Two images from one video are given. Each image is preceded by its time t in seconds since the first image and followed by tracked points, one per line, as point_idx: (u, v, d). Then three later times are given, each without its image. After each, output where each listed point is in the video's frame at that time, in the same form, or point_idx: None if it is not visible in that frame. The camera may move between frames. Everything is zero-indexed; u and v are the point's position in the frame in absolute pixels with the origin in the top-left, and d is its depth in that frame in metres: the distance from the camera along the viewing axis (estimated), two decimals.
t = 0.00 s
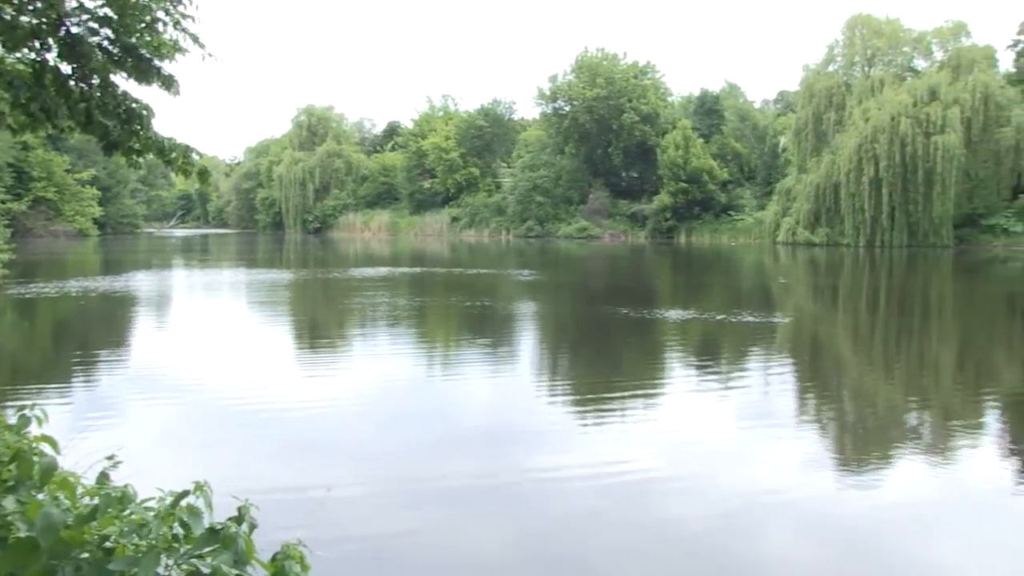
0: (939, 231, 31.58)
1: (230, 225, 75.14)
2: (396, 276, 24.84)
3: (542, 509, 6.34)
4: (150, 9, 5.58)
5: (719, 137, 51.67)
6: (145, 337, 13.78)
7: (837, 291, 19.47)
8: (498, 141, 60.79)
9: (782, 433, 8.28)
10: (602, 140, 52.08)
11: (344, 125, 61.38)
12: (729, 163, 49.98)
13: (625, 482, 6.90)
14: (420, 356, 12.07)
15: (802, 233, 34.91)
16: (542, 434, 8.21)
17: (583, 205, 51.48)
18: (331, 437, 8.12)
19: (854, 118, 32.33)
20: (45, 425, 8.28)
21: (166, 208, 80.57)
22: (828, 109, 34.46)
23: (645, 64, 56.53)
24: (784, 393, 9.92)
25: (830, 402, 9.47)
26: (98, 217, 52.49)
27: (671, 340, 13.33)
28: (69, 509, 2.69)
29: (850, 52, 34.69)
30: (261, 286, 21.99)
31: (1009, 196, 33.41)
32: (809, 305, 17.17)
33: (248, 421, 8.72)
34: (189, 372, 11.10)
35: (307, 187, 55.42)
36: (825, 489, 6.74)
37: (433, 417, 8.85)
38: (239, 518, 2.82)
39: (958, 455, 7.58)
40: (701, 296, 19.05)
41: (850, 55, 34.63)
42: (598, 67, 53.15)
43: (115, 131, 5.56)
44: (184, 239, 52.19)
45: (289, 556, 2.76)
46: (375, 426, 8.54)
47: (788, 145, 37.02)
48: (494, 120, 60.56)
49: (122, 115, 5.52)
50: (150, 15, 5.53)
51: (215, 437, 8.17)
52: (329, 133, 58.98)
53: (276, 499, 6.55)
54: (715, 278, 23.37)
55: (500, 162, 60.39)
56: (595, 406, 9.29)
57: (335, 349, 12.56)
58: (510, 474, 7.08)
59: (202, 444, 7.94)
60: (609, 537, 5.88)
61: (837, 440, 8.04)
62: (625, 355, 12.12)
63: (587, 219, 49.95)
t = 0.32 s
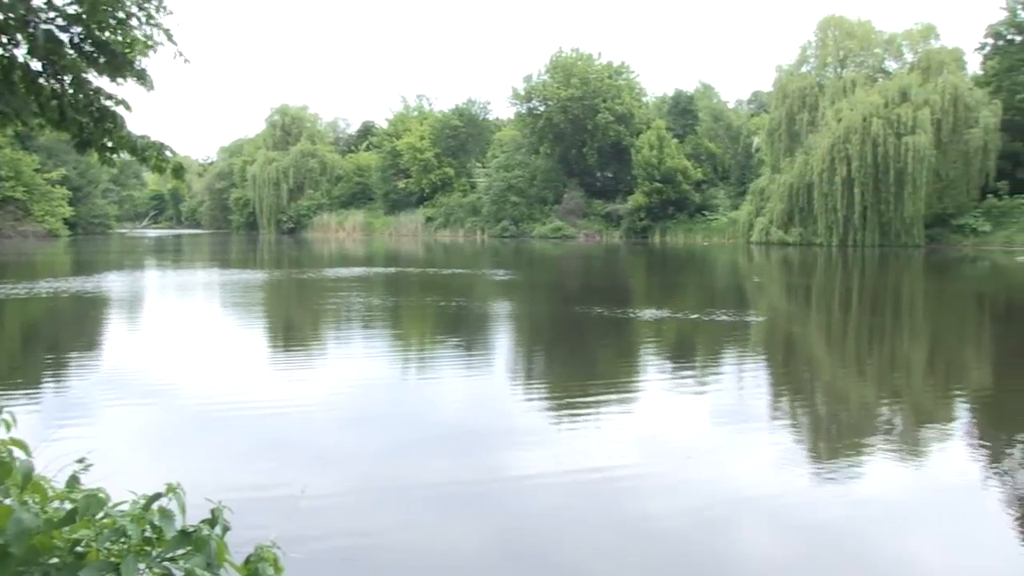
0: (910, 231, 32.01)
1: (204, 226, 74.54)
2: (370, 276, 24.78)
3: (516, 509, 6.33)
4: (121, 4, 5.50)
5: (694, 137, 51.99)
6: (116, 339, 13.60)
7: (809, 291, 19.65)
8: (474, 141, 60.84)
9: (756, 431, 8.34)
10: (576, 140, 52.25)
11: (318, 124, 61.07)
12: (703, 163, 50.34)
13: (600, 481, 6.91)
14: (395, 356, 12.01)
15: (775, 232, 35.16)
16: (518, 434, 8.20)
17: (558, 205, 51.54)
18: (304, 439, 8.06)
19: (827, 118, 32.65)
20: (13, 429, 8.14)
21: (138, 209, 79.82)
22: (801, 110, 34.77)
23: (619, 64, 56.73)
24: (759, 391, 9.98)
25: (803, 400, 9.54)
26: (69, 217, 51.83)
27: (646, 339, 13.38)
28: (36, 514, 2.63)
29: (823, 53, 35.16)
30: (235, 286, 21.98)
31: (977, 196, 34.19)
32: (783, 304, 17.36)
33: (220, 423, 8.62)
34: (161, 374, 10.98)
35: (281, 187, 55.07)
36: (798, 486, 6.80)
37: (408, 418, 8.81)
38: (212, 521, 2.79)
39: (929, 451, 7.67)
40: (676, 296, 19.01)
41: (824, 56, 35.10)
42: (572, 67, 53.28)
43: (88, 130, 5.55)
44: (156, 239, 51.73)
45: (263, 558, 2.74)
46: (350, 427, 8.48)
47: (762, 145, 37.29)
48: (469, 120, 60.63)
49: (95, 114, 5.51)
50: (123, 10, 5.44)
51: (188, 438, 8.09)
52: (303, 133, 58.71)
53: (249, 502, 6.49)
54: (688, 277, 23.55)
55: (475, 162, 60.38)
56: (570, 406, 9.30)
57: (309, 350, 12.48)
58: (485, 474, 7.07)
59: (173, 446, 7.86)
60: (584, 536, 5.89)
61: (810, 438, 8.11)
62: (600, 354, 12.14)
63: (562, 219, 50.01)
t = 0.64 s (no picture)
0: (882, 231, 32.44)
1: (175, 226, 73.83)
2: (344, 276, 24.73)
3: (492, 509, 6.32)
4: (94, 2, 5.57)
5: (668, 137, 52.32)
6: (87, 341, 13.43)
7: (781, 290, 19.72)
8: (447, 141, 61.01)
9: (730, 430, 8.39)
10: (550, 140, 52.40)
11: (292, 124, 60.71)
12: (677, 163, 50.72)
13: (575, 480, 6.92)
14: (369, 357, 11.95)
15: (748, 232, 35.41)
16: (493, 434, 8.18)
17: (532, 205, 51.53)
18: (277, 441, 7.99)
19: (800, 118, 32.95)
20: None
21: (108, 209, 78.86)
22: (774, 110, 35.07)
23: (593, 65, 56.96)
24: (733, 390, 10.05)
25: (777, 398, 9.62)
26: (38, 218, 51.03)
27: (620, 339, 13.42)
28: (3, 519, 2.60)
29: (795, 53, 35.58)
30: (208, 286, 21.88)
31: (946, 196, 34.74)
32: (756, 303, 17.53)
33: (194, 426, 8.53)
34: (133, 376, 10.84)
35: (254, 187, 54.59)
36: (772, 484, 6.85)
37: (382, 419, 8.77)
38: (182, 524, 2.76)
39: (899, 448, 7.76)
40: (650, 296, 19.02)
41: (796, 56, 35.53)
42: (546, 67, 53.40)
43: (59, 125, 5.65)
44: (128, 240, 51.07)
45: (235, 561, 2.71)
46: (325, 428, 8.42)
47: (735, 145, 37.56)
48: (443, 120, 60.74)
49: (65, 110, 5.60)
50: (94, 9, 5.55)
51: (160, 441, 8.01)
52: (277, 133, 58.36)
53: (223, 504, 6.43)
54: (661, 276, 23.66)
55: (449, 162, 60.36)
56: (545, 406, 9.31)
57: (283, 351, 12.39)
58: (461, 475, 7.05)
59: (145, 449, 7.77)
60: (560, 535, 5.90)
61: (784, 436, 8.17)
62: (574, 354, 12.16)
63: (536, 219, 50.03)
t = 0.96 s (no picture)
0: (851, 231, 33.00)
1: (143, 227, 72.94)
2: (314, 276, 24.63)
3: (463, 510, 6.31)
4: None
5: (639, 137, 52.63)
6: (53, 343, 13.23)
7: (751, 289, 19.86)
8: (418, 141, 61.07)
9: (700, 428, 8.44)
10: (521, 140, 52.47)
11: (261, 123, 60.20)
12: (647, 163, 51.06)
13: (547, 480, 6.93)
14: (341, 358, 11.86)
15: (718, 232, 35.62)
16: (464, 435, 8.17)
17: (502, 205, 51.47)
18: (246, 444, 7.91)
19: (769, 119, 33.24)
20: None
21: (74, 209, 77.65)
22: (743, 111, 35.35)
23: (564, 65, 57.13)
24: (703, 389, 10.11)
25: (747, 397, 9.69)
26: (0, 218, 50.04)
27: (591, 338, 13.47)
28: None
29: (764, 54, 35.90)
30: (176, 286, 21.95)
31: (913, 196, 35.19)
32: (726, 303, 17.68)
33: (160, 428, 8.44)
34: (99, 379, 10.68)
35: (223, 187, 53.97)
36: (741, 482, 6.89)
37: (354, 420, 8.71)
38: (151, 528, 2.75)
39: (868, 446, 7.84)
40: (621, 296, 19.01)
41: (765, 57, 35.85)
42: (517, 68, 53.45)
43: (23, 123, 5.59)
44: (94, 240, 50.27)
45: (202, 565, 2.70)
46: (295, 430, 8.35)
47: (705, 146, 37.79)
48: (414, 120, 60.77)
49: (30, 108, 5.55)
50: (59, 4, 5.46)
51: (128, 444, 7.90)
52: (246, 132, 57.88)
53: (191, 507, 6.36)
54: (631, 276, 23.74)
55: (419, 162, 60.25)
56: (517, 405, 9.31)
57: (252, 352, 12.26)
58: (433, 476, 7.03)
59: (113, 452, 7.67)
60: (532, 535, 5.89)
61: (754, 434, 8.24)
62: (546, 354, 12.16)
63: (507, 219, 50.02)
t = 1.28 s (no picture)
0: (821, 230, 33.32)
1: (113, 228, 72.00)
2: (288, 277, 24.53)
3: (437, 510, 6.30)
4: None
5: (612, 138, 52.87)
6: (21, 345, 13.03)
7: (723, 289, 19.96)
8: (391, 141, 60.92)
9: (674, 428, 8.47)
10: (495, 140, 52.45)
11: (233, 123, 59.65)
12: (621, 163, 51.28)
13: (521, 480, 6.92)
14: (313, 360, 11.78)
15: (691, 232, 35.78)
16: (438, 435, 8.15)
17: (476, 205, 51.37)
18: (218, 445, 7.83)
19: (741, 119, 33.45)
20: None
21: (41, 210, 76.40)
22: (715, 112, 35.54)
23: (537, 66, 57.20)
24: (676, 388, 10.15)
25: (720, 396, 9.73)
26: None
27: (565, 338, 13.50)
28: None
29: (736, 55, 36.13)
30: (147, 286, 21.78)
31: (883, 196, 35.60)
32: (699, 302, 17.77)
33: (131, 430, 8.34)
34: (68, 381, 10.52)
35: (194, 188, 53.32)
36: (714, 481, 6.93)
37: (327, 421, 8.66)
38: (121, 532, 2.77)
39: (839, 444, 7.89)
40: (595, 296, 18.99)
41: (736, 58, 36.08)
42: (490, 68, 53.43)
43: None
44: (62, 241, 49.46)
45: (174, 567, 2.70)
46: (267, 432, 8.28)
47: (678, 146, 37.96)
48: (387, 120, 60.64)
49: None
50: None
51: (99, 447, 7.79)
52: (218, 132, 57.34)
53: (163, 510, 6.29)
54: (604, 276, 23.76)
55: (392, 162, 60.08)
56: (490, 406, 9.30)
57: (224, 353, 12.14)
58: (408, 476, 7.00)
59: (83, 455, 7.56)
60: (506, 534, 5.88)
61: (727, 433, 8.27)
62: (519, 354, 12.15)
63: (480, 218, 49.97)
